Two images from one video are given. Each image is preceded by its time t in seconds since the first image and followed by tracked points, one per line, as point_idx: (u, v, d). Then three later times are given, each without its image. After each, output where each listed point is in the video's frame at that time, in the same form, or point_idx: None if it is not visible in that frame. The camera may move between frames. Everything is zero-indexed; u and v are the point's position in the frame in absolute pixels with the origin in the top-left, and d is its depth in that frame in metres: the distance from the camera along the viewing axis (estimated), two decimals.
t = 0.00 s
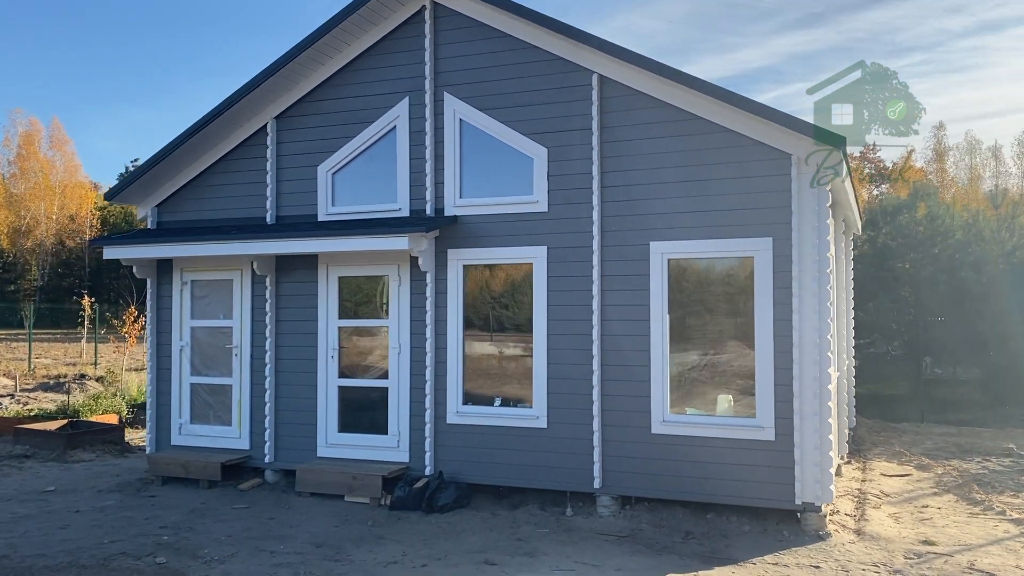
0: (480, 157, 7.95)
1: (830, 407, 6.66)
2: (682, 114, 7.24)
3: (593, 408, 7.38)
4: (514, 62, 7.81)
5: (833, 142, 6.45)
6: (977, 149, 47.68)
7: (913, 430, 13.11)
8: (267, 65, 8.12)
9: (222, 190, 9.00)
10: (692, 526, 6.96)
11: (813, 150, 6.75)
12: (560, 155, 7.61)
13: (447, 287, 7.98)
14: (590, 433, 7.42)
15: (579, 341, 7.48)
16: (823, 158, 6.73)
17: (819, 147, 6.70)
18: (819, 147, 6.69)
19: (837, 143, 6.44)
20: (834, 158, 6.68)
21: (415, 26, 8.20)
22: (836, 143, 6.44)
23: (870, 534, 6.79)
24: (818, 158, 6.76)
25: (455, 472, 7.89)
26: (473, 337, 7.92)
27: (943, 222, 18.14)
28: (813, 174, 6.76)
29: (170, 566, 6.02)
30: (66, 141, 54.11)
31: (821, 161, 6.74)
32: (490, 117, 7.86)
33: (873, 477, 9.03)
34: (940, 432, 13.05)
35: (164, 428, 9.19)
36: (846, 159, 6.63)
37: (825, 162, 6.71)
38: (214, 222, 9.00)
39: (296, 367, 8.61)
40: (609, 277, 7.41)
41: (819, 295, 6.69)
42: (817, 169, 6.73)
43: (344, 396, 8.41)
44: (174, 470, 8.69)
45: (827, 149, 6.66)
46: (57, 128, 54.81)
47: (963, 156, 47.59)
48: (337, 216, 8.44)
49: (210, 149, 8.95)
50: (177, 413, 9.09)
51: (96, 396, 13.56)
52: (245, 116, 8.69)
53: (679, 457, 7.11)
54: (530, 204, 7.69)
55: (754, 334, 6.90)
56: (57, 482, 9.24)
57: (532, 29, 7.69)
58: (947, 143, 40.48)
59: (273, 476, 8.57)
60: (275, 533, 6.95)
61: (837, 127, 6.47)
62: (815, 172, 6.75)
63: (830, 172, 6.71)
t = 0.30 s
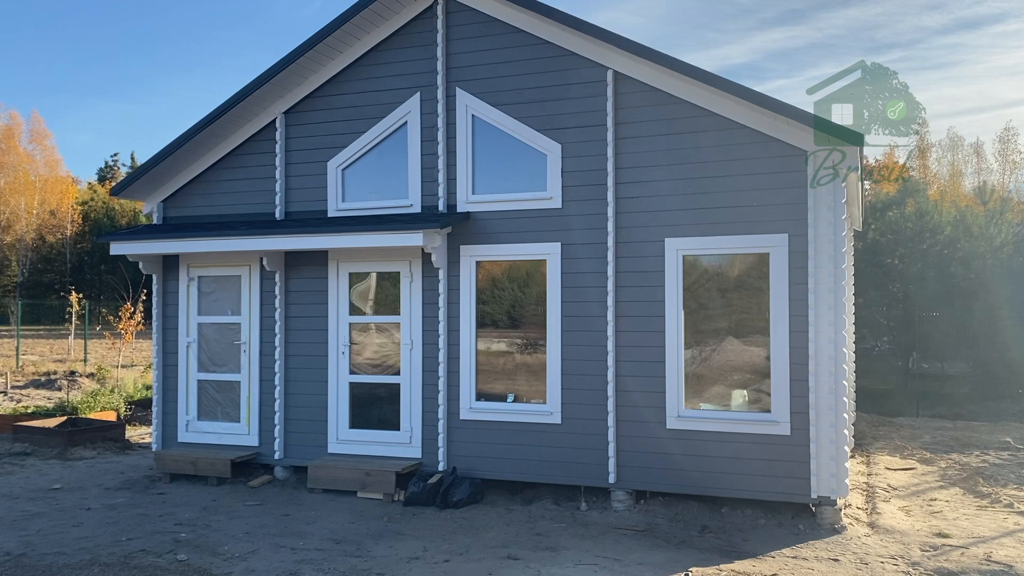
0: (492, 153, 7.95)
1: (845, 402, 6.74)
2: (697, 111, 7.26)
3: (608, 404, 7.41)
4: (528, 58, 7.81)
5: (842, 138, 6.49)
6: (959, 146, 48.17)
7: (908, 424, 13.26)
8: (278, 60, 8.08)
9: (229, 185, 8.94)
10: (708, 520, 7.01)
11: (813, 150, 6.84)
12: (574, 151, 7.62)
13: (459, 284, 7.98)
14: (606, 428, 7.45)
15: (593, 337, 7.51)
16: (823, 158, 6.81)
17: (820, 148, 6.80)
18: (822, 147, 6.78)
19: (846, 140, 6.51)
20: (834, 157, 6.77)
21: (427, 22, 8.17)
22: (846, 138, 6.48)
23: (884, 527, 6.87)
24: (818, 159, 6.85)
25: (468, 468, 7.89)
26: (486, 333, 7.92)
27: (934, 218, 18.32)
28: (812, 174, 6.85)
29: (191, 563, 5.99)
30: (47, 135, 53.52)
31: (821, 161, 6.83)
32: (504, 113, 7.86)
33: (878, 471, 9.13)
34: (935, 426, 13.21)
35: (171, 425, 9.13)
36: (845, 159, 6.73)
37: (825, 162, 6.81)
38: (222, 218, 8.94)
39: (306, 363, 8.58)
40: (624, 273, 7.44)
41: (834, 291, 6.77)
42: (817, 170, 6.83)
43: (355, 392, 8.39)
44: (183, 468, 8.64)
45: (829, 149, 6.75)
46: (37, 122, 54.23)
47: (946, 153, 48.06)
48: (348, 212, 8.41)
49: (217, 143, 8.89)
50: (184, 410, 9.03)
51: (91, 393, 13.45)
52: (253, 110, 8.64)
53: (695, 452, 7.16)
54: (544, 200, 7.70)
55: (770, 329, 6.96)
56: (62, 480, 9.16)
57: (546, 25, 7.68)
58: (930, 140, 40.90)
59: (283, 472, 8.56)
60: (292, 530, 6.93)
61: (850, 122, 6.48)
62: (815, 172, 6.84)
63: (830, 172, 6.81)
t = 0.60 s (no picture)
0: (502, 150, 7.93)
1: (858, 398, 6.79)
2: (710, 108, 7.27)
3: (620, 401, 7.42)
4: (538, 54, 7.80)
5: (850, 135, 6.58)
6: (941, 144, 48.65)
7: (902, 420, 13.38)
8: (286, 55, 8.02)
9: (234, 181, 8.87)
10: (721, 516, 7.04)
11: (813, 150, 6.91)
12: (585, 149, 7.62)
13: (469, 281, 7.96)
14: (618, 425, 7.46)
15: (606, 334, 7.52)
16: (823, 159, 6.88)
17: (820, 147, 6.87)
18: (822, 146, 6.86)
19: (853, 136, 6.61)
20: (834, 158, 6.85)
21: (436, 18, 8.14)
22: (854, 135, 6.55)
23: (896, 523, 6.93)
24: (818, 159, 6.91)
25: (478, 465, 7.87)
26: (497, 331, 7.90)
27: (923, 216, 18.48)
28: (812, 174, 6.92)
29: (209, 562, 5.94)
30: (26, 131, 52.87)
31: (821, 161, 6.89)
32: (514, 110, 7.83)
33: (882, 466, 9.20)
34: (929, 422, 13.34)
35: (174, 423, 9.04)
36: (845, 159, 6.83)
37: (825, 162, 6.88)
38: (226, 215, 8.87)
39: (314, 361, 8.53)
40: (635, 270, 7.45)
41: (847, 288, 6.82)
42: (817, 170, 6.90)
43: (363, 390, 8.35)
44: (188, 467, 8.56)
45: (829, 149, 6.84)
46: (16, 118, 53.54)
47: (928, 151, 48.52)
48: (355, 210, 8.37)
49: (222, 139, 8.81)
50: (188, 409, 8.95)
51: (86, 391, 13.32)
52: (259, 107, 8.57)
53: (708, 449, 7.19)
54: (555, 197, 7.68)
55: (783, 326, 7.01)
56: (64, 479, 9.06)
57: (557, 21, 7.67)
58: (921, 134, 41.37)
59: (290, 470, 8.52)
60: (305, 529, 6.89)
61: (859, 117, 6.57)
62: (815, 173, 6.91)
63: (830, 172, 6.89)
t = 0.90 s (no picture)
0: (513, 145, 7.87)
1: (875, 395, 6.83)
2: (724, 105, 7.27)
3: (635, 399, 7.40)
4: (550, 50, 7.75)
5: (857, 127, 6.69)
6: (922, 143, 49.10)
7: (899, 416, 13.47)
8: (296, 49, 7.93)
9: (239, 178, 8.77)
10: (737, 514, 7.03)
11: (813, 150, 7.00)
12: (599, 145, 7.59)
13: (480, 278, 7.90)
14: (632, 423, 7.44)
15: (619, 332, 7.49)
16: (823, 159, 6.97)
17: (820, 147, 6.98)
18: (821, 146, 6.97)
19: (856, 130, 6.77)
20: (834, 158, 6.95)
21: (446, 13, 8.06)
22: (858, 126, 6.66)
23: (911, 518, 6.96)
24: (818, 159, 7.00)
25: (490, 464, 7.81)
26: (509, 329, 7.85)
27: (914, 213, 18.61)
28: (813, 174, 7.00)
29: (227, 563, 5.86)
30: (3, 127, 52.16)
31: (821, 161, 6.98)
32: (525, 106, 7.78)
33: (888, 462, 9.25)
34: (924, 418, 13.43)
35: (178, 423, 8.92)
36: (845, 159, 6.92)
37: (825, 162, 6.97)
38: (231, 211, 8.76)
39: (321, 359, 8.45)
40: (650, 267, 7.43)
41: (863, 285, 6.85)
42: (818, 169, 6.98)
43: (372, 388, 8.28)
44: (192, 466, 8.45)
45: (829, 149, 6.95)
46: None
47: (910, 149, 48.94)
48: (364, 206, 8.29)
49: (227, 135, 8.70)
50: (192, 408, 8.84)
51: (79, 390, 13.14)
52: (266, 102, 8.48)
53: (724, 446, 7.18)
54: (567, 194, 7.64)
55: (799, 323, 7.03)
56: (65, 480, 8.92)
57: (569, 17, 7.63)
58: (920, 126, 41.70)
59: (297, 469, 8.43)
60: (320, 529, 6.82)
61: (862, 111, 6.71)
62: (815, 172, 6.98)
63: (830, 172, 6.97)
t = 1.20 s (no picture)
0: (522, 146, 7.85)
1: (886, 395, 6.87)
2: (734, 107, 7.30)
3: (646, 400, 7.41)
4: (560, 52, 7.74)
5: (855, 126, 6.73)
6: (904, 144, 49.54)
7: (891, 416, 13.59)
8: (302, 49, 7.88)
9: (242, 178, 8.69)
10: (748, 515, 7.07)
11: (813, 150, 7.09)
12: (609, 147, 7.59)
13: (489, 279, 7.86)
14: (643, 424, 7.46)
15: (630, 333, 7.50)
16: (823, 159, 7.06)
17: (820, 147, 7.06)
18: (822, 147, 7.05)
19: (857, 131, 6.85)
20: (834, 158, 7.04)
21: (454, 13, 8.03)
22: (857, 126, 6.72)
23: (921, 518, 7.02)
24: (818, 159, 7.08)
25: (500, 466, 7.79)
26: (518, 330, 7.83)
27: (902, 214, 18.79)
28: (812, 174, 7.09)
29: (244, 568, 5.81)
30: None
31: (821, 161, 7.07)
32: (534, 107, 7.77)
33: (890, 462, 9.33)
34: (917, 417, 13.56)
35: (180, 425, 8.84)
36: (845, 159, 7.01)
37: (825, 162, 7.06)
38: (234, 212, 8.69)
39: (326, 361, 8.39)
40: (660, 268, 7.46)
41: (874, 286, 6.89)
42: (817, 170, 7.07)
43: (378, 390, 8.23)
44: (196, 469, 8.37)
45: (829, 149, 7.04)
46: None
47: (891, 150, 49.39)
48: (370, 207, 8.23)
49: (230, 135, 8.62)
50: (195, 410, 8.76)
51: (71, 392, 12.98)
52: (271, 102, 8.41)
53: (734, 447, 7.22)
54: (577, 195, 7.64)
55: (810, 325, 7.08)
56: (65, 484, 8.80)
57: (578, 18, 7.63)
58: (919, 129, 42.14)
59: (303, 472, 8.38)
60: (333, 532, 6.78)
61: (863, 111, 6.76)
62: (815, 173, 7.07)
63: (830, 172, 7.05)
